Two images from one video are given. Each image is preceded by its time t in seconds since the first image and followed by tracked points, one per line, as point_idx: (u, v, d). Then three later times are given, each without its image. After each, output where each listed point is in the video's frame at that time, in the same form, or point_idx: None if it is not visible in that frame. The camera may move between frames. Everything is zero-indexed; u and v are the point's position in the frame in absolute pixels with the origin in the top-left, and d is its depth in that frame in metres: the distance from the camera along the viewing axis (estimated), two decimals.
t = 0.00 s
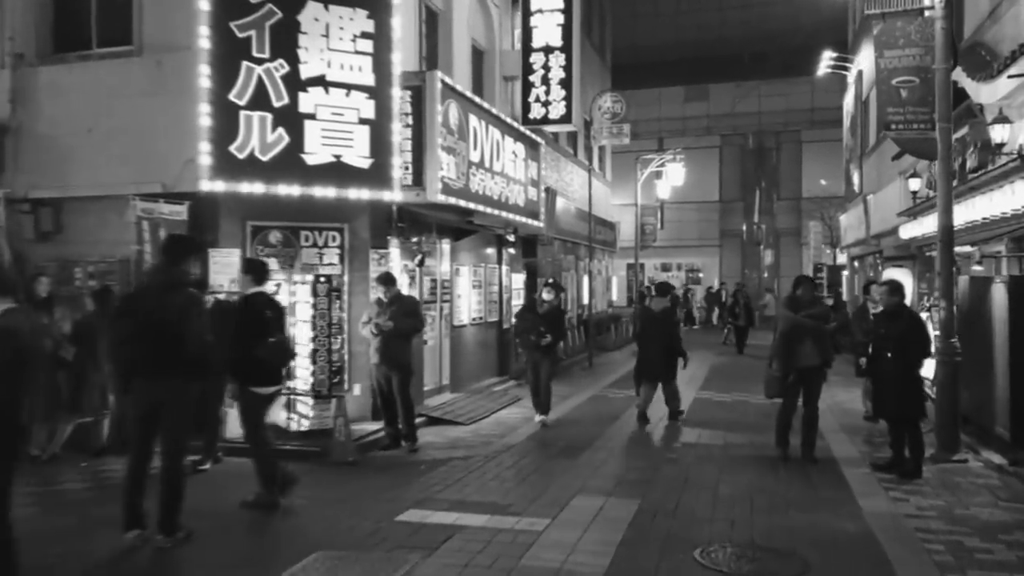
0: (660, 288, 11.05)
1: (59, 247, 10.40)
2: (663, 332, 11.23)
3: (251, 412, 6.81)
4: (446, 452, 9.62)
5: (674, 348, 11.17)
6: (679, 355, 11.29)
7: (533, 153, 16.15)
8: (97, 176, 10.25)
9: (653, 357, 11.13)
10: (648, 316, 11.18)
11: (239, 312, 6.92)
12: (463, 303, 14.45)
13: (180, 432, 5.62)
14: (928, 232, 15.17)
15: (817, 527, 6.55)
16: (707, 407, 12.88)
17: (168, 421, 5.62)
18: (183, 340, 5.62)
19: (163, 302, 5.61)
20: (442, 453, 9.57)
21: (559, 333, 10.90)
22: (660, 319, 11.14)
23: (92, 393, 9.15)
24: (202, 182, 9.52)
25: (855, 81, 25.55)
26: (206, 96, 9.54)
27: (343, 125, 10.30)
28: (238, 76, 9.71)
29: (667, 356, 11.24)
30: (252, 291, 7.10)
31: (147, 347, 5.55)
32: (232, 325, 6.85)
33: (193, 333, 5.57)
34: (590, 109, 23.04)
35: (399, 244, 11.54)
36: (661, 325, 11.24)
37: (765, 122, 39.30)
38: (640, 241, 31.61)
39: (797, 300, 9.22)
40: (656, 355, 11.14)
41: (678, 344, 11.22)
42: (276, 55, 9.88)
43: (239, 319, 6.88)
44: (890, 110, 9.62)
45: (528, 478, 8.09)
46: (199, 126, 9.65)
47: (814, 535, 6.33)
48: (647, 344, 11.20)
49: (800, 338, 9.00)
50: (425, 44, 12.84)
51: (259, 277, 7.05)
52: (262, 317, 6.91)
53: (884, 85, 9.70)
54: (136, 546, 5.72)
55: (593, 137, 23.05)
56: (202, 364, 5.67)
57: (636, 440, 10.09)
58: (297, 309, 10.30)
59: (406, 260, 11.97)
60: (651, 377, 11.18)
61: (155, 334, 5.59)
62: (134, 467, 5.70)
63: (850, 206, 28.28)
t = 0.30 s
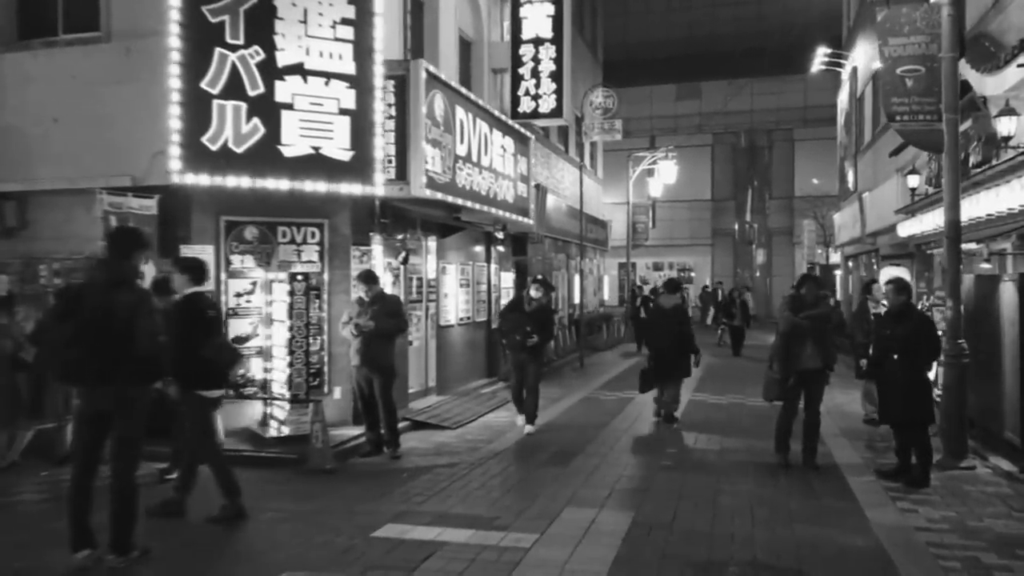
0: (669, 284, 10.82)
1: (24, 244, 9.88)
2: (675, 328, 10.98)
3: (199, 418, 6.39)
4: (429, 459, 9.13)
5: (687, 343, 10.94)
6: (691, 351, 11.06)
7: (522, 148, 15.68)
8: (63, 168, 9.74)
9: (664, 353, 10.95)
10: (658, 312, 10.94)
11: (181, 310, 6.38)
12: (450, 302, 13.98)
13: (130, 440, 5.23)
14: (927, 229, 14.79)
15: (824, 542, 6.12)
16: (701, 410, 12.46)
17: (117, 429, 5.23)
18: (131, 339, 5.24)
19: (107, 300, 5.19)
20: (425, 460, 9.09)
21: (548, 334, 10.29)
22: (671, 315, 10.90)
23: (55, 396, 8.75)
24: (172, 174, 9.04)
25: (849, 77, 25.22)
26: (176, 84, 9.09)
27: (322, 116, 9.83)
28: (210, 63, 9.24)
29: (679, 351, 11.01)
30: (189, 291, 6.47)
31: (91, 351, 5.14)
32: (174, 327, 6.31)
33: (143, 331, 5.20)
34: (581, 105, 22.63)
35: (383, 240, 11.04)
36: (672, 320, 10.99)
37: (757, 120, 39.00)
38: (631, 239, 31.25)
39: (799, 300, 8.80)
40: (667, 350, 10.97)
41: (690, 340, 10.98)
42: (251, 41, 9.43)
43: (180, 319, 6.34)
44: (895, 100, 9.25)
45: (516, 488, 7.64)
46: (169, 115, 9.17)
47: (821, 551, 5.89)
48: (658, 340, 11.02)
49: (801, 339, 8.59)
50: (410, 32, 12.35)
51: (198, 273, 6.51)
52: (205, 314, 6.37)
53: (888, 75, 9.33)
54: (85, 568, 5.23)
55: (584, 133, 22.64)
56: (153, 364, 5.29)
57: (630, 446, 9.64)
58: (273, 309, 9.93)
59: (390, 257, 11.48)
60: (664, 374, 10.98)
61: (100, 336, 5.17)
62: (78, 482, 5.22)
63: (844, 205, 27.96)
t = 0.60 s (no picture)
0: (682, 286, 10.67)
1: None
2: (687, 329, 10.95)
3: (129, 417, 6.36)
4: (418, 468, 8.65)
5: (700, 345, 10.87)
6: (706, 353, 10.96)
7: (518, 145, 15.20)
8: (33, 162, 9.24)
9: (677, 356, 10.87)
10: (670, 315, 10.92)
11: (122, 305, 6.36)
12: (442, 302, 13.50)
13: (83, 453, 4.82)
14: (933, 228, 14.38)
15: (842, 562, 5.66)
16: (702, 415, 12.02)
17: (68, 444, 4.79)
18: (82, 341, 4.83)
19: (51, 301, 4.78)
20: (414, 470, 8.61)
21: (537, 338, 9.58)
22: (683, 318, 10.88)
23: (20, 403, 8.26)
24: (147, 168, 8.55)
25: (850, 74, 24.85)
26: (151, 73, 8.62)
27: (306, 107, 9.35)
28: (187, 51, 8.75)
29: (693, 352, 10.94)
30: (127, 287, 6.35)
31: (36, 356, 4.72)
32: (116, 323, 6.21)
33: (95, 333, 4.82)
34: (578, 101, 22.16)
35: (370, 238, 10.57)
36: (683, 323, 10.96)
37: (754, 119, 38.62)
38: (628, 238, 30.77)
39: (812, 301, 8.43)
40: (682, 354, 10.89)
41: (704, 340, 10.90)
42: (230, 28, 8.95)
43: (121, 315, 6.28)
44: (908, 90, 8.77)
45: (509, 502, 7.17)
46: (143, 106, 8.69)
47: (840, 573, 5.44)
48: (674, 343, 10.94)
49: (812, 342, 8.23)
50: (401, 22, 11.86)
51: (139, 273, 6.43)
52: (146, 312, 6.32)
53: (901, 64, 8.85)
54: None
55: (581, 130, 22.19)
56: (106, 368, 4.88)
57: (630, 454, 9.18)
58: (255, 310, 9.45)
59: (379, 256, 11.01)
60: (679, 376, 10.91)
61: (45, 339, 4.75)
62: (24, 500, 4.76)
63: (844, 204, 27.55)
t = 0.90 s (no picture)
0: (697, 285, 10.81)
1: None
2: (701, 331, 10.99)
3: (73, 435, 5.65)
4: (412, 479, 8.19)
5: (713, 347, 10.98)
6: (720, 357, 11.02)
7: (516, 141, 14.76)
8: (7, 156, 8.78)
9: (690, 357, 10.90)
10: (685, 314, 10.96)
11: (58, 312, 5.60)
12: (437, 303, 13.06)
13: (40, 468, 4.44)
14: (943, 227, 13.96)
15: None
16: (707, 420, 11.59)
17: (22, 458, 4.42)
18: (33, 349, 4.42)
19: None
20: (406, 481, 8.14)
21: (531, 341, 8.87)
22: (697, 317, 10.92)
23: None
24: (124, 162, 8.09)
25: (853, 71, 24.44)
26: (129, 62, 8.15)
27: (294, 99, 8.89)
28: (167, 39, 8.29)
29: (707, 353, 11.03)
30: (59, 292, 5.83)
31: None
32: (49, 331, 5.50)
33: (46, 338, 4.41)
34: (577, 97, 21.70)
35: (362, 236, 10.10)
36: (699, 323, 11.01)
37: (754, 118, 38.21)
38: (628, 237, 30.32)
39: (830, 305, 8.11)
40: (695, 355, 10.93)
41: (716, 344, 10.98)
42: (214, 15, 8.49)
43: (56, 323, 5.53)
44: (928, 81, 8.26)
45: (508, 517, 6.72)
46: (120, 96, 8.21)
47: None
48: (687, 344, 11.00)
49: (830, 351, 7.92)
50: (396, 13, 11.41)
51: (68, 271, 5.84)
52: (88, 315, 5.57)
53: (920, 53, 8.47)
54: None
55: (580, 127, 21.73)
56: (61, 377, 4.48)
57: (634, 463, 8.73)
58: (240, 312, 8.99)
59: (371, 255, 10.54)
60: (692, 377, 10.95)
61: None
62: None
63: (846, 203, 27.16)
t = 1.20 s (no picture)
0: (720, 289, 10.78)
1: None
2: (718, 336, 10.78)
3: None
4: (403, 493, 7.74)
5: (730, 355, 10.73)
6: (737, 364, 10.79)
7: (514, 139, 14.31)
8: None
9: (707, 362, 10.67)
10: (705, 319, 10.82)
11: None
12: (431, 306, 12.61)
13: None
14: (952, 227, 13.55)
15: None
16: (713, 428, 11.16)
17: None
18: None
19: None
20: (397, 495, 7.68)
21: (528, 353, 7.95)
22: (717, 322, 10.78)
23: None
24: (98, 156, 7.63)
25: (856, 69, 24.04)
26: (103, 50, 7.69)
27: (280, 90, 8.44)
28: (145, 26, 7.83)
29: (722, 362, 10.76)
30: None
31: None
32: None
33: None
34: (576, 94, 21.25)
35: (352, 236, 9.64)
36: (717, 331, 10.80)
37: (753, 117, 37.83)
38: (626, 237, 29.89)
39: (845, 313, 7.80)
40: (712, 360, 10.68)
41: (733, 350, 10.77)
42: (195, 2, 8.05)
43: None
44: (949, 71, 8.07)
45: (504, 536, 6.27)
46: (94, 87, 7.75)
47: None
48: (705, 349, 10.76)
49: (844, 362, 7.61)
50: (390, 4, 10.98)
51: None
52: None
53: (940, 43, 8.25)
54: None
55: (579, 125, 21.29)
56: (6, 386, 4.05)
57: (638, 475, 8.28)
58: (223, 316, 8.54)
59: (361, 255, 10.07)
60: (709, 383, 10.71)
61: None
62: None
63: (847, 203, 26.77)
